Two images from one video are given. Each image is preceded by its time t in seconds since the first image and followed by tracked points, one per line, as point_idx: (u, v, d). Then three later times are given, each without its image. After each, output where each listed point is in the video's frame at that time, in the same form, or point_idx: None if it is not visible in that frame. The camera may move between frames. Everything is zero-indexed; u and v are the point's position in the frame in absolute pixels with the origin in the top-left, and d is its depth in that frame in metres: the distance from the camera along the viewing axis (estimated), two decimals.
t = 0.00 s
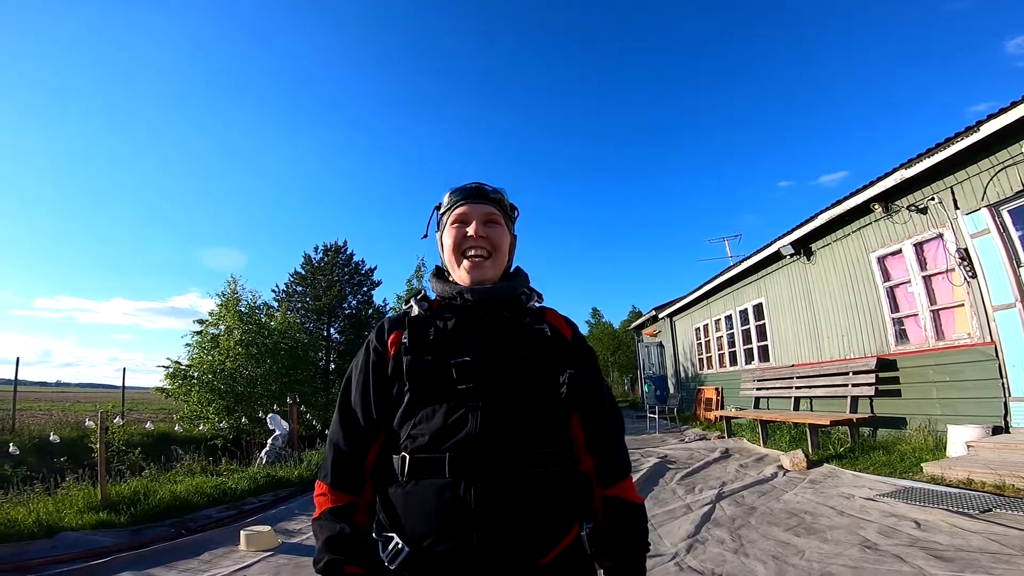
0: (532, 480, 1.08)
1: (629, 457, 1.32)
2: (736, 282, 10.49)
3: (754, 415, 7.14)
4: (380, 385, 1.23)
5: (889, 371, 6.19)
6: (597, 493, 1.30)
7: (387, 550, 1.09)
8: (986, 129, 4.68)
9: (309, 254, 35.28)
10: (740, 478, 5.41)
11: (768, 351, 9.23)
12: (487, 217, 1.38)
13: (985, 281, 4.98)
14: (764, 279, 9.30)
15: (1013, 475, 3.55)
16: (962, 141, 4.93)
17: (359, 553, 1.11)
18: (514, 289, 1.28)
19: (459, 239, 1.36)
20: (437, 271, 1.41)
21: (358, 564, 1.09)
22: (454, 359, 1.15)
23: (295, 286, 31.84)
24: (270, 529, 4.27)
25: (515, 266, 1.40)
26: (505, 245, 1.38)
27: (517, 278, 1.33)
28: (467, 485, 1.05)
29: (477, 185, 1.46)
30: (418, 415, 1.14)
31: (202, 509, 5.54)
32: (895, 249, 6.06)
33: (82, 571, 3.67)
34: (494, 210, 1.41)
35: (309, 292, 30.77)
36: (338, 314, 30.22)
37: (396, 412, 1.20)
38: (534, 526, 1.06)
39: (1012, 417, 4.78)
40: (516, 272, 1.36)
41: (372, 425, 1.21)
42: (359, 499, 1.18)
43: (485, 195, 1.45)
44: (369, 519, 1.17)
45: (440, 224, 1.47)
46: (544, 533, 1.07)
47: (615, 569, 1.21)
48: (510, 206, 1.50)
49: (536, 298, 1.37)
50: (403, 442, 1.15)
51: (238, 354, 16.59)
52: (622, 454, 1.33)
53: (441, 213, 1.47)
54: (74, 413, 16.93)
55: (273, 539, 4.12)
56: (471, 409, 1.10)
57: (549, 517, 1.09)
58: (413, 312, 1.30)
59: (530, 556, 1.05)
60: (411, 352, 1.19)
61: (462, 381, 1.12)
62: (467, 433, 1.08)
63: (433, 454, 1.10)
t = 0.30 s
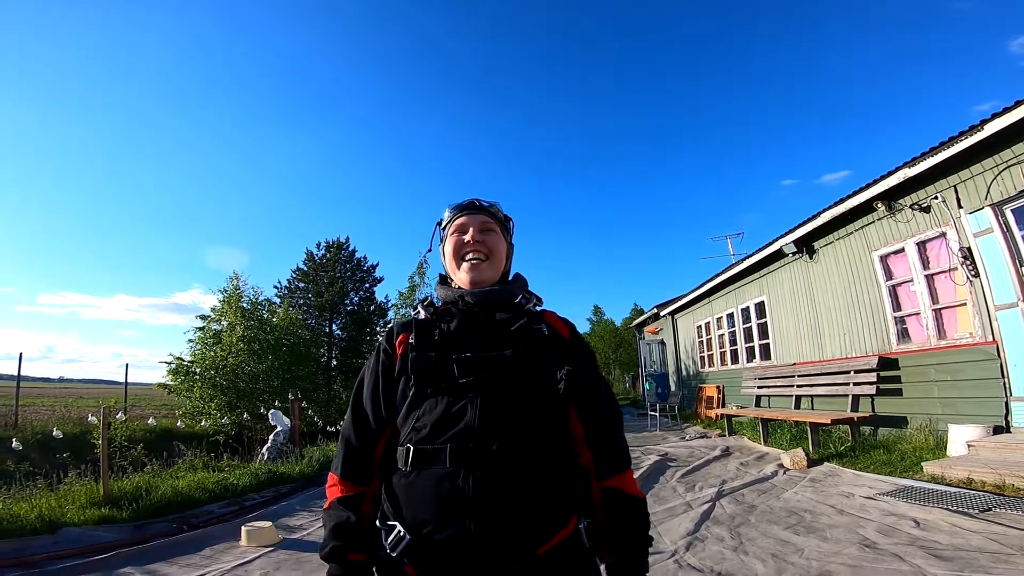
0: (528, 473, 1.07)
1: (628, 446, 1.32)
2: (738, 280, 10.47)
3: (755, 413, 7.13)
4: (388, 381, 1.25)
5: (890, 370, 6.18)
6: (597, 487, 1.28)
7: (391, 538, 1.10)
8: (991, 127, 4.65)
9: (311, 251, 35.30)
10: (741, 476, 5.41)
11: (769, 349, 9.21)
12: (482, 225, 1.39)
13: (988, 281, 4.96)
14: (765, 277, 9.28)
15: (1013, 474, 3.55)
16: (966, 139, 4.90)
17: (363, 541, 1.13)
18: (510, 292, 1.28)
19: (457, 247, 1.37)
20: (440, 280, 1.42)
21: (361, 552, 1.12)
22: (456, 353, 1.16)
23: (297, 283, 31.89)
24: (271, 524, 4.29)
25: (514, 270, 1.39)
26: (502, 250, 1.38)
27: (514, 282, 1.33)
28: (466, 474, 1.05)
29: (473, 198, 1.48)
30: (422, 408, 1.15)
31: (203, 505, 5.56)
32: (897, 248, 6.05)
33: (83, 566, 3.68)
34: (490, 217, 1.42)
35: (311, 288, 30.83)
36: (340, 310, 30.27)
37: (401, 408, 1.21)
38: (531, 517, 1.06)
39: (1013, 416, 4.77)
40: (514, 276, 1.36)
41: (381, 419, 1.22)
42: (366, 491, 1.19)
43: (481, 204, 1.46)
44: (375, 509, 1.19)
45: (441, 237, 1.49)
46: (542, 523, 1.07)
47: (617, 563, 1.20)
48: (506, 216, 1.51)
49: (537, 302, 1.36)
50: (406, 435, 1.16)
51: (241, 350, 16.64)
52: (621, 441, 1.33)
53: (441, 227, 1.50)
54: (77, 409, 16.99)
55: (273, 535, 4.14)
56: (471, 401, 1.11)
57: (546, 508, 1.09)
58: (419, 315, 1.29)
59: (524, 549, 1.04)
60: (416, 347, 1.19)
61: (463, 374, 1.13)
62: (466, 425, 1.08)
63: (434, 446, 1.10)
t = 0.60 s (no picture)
0: (561, 461, 1.09)
1: (651, 432, 1.29)
2: (738, 279, 10.46)
3: (753, 412, 7.14)
4: (431, 370, 1.27)
5: (889, 370, 6.18)
6: (620, 473, 1.28)
7: (431, 515, 1.12)
8: (993, 128, 4.64)
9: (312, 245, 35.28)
10: (738, 474, 5.42)
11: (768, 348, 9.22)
12: (516, 222, 1.39)
13: (988, 281, 4.96)
14: (765, 276, 9.27)
15: (1009, 475, 3.56)
16: (969, 140, 4.89)
17: (406, 519, 1.16)
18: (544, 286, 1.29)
19: (492, 244, 1.38)
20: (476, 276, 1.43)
21: (404, 530, 1.14)
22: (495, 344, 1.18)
23: (297, 277, 31.91)
24: (268, 519, 4.30)
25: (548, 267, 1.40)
26: (535, 247, 1.38)
27: (549, 277, 1.33)
28: (505, 459, 1.07)
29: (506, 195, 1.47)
30: (463, 396, 1.17)
31: (201, 499, 5.58)
32: (898, 248, 6.04)
33: (81, 559, 3.69)
34: (523, 214, 1.42)
35: (311, 283, 30.85)
36: (340, 305, 30.30)
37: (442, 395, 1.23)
38: (560, 501, 1.07)
39: (1010, 417, 4.78)
40: (548, 272, 1.36)
41: (425, 403, 1.25)
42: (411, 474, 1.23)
43: (516, 203, 1.45)
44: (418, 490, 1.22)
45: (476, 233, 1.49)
46: (569, 508, 1.08)
47: (630, 543, 1.20)
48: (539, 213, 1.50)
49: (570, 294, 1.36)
50: (448, 421, 1.18)
51: (240, 344, 16.69)
52: (644, 428, 1.31)
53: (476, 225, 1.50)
54: (76, 402, 17.05)
55: (271, 529, 4.16)
56: (510, 390, 1.12)
57: (575, 494, 1.10)
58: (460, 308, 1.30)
59: (552, 532, 1.06)
60: (457, 339, 1.21)
61: (502, 365, 1.15)
62: (506, 413, 1.10)
63: (474, 432, 1.12)
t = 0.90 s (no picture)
0: (560, 451, 1.17)
1: (671, 431, 1.28)
2: (734, 277, 10.47)
3: (749, 410, 7.15)
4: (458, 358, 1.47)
5: (883, 369, 6.20)
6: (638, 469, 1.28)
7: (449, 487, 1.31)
8: (991, 128, 4.64)
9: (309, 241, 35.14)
10: (732, 472, 5.43)
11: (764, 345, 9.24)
12: (539, 212, 1.38)
13: (983, 281, 4.97)
14: (762, 274, 9.29)
15: (1001, 474, 3.58)
16: (966, 139, 4.89)
17: (432, 488, 1.39)
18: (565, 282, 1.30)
19: (515, 234, 1.40)
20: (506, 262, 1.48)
21: (429, 497, 1.38)
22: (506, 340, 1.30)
23: (294, 272, 31.78)
24: (262, 514, 4.29)
25: (575, 257, 1.39)
26: (558, 238, 1.37)
27: (575, 270, 1.35)
28: (506, 447, 1.20)
29: (535, 181, 1.46)
30: (478, 386, 1.32)
31: (195, 494, 5.56)
32: (894, 247, 6.05)
33: (73, 554, 3.68)
34: (551, 202, 1.41)
35: (308, 278, 30.75)
36: (337, 300, 30.20)
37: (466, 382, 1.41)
38: (553, 484, 1.17)
39: (1004, 417, 4.80)
40: (574, 264, 1.37)
41: (454, 390, 1.45)
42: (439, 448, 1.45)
43: (543, 190, 1.43)
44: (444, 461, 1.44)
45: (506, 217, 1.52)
46: (564, 489, 1.17)
47: (643, 537, 1.21)
48: (570, 198, 1.46)
49: (597, 284, 1.37)
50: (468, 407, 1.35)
51: (236, 339, 16.65)
52: (665, 425, 1.30)
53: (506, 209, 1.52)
54: (70, 397, 16.99)
55: (265, 524, 4.15)
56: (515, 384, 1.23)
57: (569, 478, 1.17)
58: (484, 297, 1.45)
59: (549, 508, 1.16)
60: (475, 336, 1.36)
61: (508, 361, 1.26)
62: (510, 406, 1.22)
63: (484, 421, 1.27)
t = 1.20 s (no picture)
0: (547, 450, 1.17)
1: (660, 435, 1.24)
2: (732, 276, 10.48)
3: (745, 409, 7.17)
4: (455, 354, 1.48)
5: (879, 369, 6.22)
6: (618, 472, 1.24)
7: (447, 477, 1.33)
8: (990, 129, 4.65)
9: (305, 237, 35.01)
10: (728, 471, 5.44)
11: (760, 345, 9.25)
12: (518, 219, 1.35)
13: (979, 282, 4.99)
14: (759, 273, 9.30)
15: (996, 475, 3.59)
16: (965, 140, 4.89)
17: (432, 479, 1.41)
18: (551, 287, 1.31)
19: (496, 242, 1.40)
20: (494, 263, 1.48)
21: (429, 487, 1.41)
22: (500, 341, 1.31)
23: (290, 269, 31.68)
24: (258, 513, 4.28)
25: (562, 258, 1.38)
26: (540, 243, 1.35)
27: (562, 274, 1.35)
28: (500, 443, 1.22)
29: (514, 181, 1.41)
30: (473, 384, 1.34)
31: (190, 492, 5.54)
32: (891, 247, 6.06)
33: (67, 552, 3.66)
34: (531, 205, 1.37)
35: (304, 274, 30.66)
36: (333, 297, 30.12)
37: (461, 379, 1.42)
38: (542, 481, 1.17)
39: (998, 417, 4.82)
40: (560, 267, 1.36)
41: (451, 388, 1.46)
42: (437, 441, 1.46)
43: (522, 192, 1.39)
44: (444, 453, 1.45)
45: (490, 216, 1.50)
46: (553, 483, 1.17)
47: (614, 538, 1.16)
48: (552, 195, 1.41)
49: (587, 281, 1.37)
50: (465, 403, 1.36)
51: (231, 336, 16.61)
52: (655, 427, 1.26)
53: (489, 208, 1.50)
54: (64, 393, 16.93)
55: (260, 522, 4.14)
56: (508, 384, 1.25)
57: (558, 474, 1.17)
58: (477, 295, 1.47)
59: (539, 503, 1.17)
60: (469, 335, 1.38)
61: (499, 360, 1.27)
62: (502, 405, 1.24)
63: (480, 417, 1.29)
